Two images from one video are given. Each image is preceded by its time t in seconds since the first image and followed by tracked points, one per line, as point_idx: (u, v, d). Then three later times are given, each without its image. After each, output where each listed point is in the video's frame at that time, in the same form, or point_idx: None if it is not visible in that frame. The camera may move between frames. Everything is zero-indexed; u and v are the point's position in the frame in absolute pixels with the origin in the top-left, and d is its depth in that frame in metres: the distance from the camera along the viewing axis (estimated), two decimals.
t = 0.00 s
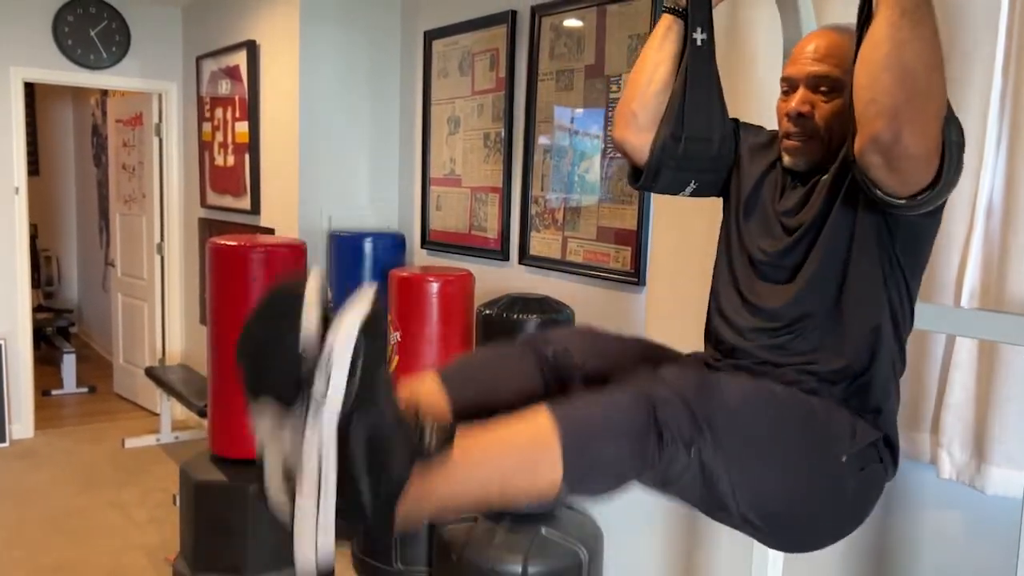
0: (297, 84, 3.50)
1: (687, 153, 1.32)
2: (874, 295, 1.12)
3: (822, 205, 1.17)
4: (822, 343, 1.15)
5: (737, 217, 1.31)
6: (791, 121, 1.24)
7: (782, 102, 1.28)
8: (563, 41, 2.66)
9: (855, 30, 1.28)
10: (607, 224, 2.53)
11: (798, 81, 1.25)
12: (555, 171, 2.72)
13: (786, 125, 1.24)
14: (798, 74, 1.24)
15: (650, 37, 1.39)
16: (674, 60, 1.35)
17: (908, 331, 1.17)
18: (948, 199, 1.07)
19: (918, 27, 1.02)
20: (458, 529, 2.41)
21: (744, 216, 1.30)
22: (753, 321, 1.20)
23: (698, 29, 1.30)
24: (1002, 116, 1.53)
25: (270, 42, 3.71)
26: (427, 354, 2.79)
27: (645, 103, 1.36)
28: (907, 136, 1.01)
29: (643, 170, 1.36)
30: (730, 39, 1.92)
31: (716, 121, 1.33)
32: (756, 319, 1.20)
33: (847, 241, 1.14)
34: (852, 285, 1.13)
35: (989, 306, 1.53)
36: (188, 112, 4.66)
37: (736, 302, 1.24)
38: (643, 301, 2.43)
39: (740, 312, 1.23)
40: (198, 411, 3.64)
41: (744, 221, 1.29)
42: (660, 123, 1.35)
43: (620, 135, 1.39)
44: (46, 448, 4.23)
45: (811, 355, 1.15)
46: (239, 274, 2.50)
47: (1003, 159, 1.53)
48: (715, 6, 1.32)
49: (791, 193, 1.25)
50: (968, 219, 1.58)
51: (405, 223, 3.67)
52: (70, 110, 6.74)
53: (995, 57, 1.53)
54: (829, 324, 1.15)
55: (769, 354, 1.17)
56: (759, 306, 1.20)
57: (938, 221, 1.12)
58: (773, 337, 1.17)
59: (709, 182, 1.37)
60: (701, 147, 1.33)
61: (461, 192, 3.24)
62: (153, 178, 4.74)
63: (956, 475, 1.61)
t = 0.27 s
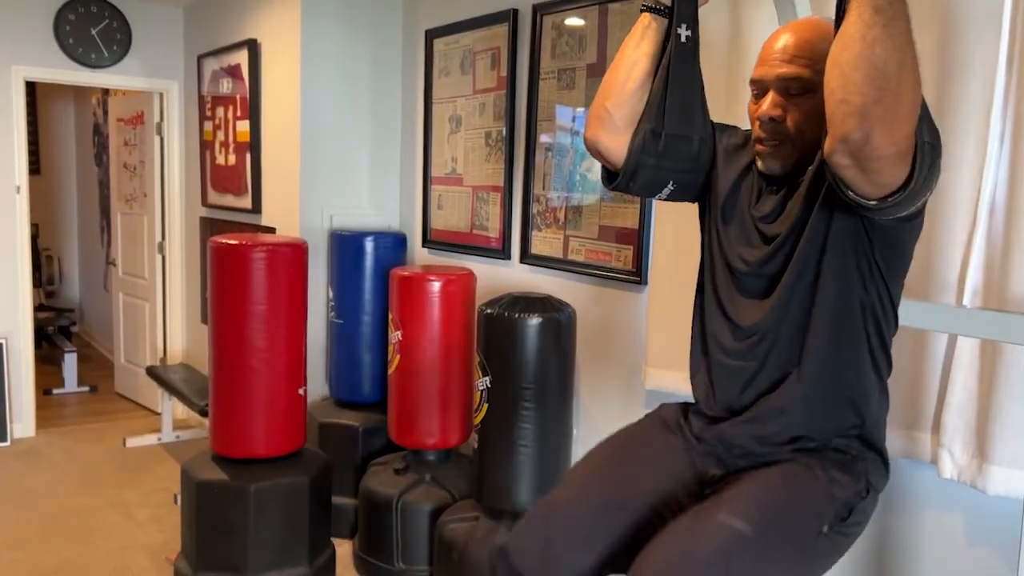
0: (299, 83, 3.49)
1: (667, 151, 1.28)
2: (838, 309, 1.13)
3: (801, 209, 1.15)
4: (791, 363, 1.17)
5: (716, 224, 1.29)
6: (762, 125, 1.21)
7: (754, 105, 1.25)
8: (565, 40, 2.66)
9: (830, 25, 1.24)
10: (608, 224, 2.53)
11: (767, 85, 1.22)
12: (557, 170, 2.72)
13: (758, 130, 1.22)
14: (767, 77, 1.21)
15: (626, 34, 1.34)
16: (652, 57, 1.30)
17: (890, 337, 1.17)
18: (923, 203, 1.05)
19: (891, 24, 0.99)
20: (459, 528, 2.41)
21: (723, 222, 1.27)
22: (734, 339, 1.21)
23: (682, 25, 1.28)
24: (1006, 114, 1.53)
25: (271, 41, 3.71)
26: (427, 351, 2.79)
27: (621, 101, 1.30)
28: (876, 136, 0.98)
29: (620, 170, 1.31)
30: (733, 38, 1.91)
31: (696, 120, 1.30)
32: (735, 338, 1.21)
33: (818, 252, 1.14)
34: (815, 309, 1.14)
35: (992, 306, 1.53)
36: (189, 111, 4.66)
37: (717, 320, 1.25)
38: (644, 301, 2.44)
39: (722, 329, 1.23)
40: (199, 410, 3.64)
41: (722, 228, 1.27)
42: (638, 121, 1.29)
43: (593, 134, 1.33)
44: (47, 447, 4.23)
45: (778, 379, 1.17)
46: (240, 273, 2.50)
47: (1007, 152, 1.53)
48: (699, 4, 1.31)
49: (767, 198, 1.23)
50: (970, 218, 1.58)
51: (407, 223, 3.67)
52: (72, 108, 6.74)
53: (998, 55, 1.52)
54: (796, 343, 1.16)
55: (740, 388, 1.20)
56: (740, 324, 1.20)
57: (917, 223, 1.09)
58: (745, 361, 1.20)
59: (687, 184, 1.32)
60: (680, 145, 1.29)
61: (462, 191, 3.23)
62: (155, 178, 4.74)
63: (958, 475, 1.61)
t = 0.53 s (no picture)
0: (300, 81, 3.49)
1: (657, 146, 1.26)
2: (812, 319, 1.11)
3: (790, 202, 1.13)
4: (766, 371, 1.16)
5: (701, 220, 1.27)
6: (749, 125, 1.20)
7: (742, 107, 1.24)
8: (568, 37, 2.65)
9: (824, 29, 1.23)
10: (611, 222, 2.52)
11: (754, 86, 1.21)
12: (559, 169, 2.71)
13: (744, 131, 1.20)
14: (754, 77, 1.20)
15: (626, 25, 1.31)
16: (649, 51, 1.27)
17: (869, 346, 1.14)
18: (914, 200, 1.03)
19: (892, 13, 0.97)
20: (461, 527, 2.41)
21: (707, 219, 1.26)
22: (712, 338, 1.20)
23: (682, 21, 1.24)
24: (1012, 112, 1.52)
25: (273, 39, 3.70)
26: (429, 350, 2.79)
27: (613, 91, 1.27)
28: (870, 125, 0.96)
29: (608, 161, 1.29)
30: (736, 36, 1.91)
31: (688, 116, 1.28)
32: (713, 337, 1.20)
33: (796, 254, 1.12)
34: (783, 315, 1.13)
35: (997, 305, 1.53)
36: (191, 109, 4.65)
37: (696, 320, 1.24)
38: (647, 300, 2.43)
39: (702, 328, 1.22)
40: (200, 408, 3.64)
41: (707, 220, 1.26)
42: (629, 114, 1.27)
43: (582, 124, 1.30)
44: (49, 445, 4.23)
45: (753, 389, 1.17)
46: (240, 270, 2.50)
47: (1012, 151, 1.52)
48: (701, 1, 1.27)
49: (753, 194, 1.21)
50: (975, 217, 1.57)
51: (409, 221, 3.67)
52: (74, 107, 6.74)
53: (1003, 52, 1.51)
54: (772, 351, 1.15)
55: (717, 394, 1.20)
56: (718, 321, 1.19)
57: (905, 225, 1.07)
58: (720, 362, 1.19)
59: (675, 180, 1.31)
60: (671, 141, 1.27)
61: (464, 189, 3.23)
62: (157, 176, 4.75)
63: (962, 474, 1.61)
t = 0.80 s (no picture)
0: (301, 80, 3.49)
1: (645, 141, 1.26)
2: (792, 322, 1.12)
3: (772, 196, 1.14)
4: (743, 372, 1.17)
5: (684, 219, 1.28)
6: (736, 123, 1.21)
7: (730, 103, 1.24)
8: (569, 37, 2.65)
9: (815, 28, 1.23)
10: (612, 221, 2.52)
11: (744, 82, 1.20)
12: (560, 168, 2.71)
13: (733, 127, 1.21)
14: (743, 73, 1.20)
15: (621, 21, 1.31)
16: (642, 48, 1.28)
17: (845, 349, 1.16)
18: (890, 201, 1.03)
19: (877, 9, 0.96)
20: (463, 526, 2.41)
21: (689, 218, 1.26)
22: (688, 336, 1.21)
23: (676, 19, 1.25)
24: (1014, 111, 1.50)
25: (274, 38, 3.70)
26: (430, 349, 2.78)
27: (604, 85, 1.28)
28: (848, 116, 0.96)
29: (595, 155, 1.28)
30: (738, 35, 1.90)
31: (677, 115, 1.28)
32: (689, 334, 1.21)
33: (781, 254, 1.13)
34: (772, 319, 1.14)
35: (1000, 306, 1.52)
36: (192, 108, 4.65)
37: (673, 318, 1.25)
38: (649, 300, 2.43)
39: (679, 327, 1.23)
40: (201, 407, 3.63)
41: (688, 219, 1.27)
42: (619, 109, 1.27)
43: (573, 116, 1.30)
44: (50, 444, 4.23)
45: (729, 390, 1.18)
46: (242, 269, 2.50)
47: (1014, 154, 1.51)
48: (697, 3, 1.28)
49: (736, 192, 1.22)
50: (977, 217, 1.57)
51: (410, 220, 3.66)
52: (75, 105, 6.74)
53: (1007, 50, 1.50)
54: (748, 352, 1.16)
55: (692, 394, 1.21)
56: (693, 317, 1.20)
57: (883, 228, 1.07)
58: (694, 360, 1.20)
59: (661, 178, 1.30)
60: (658, 137, 1.27)
61: (465, 188, 3.22)
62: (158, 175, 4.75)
63: (965, 473, 1.61)
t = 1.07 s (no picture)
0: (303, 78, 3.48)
1: (655, 141, 1.25)
2: (802, 321, 1.13)
3: (781, 194, 1.14)
4: (752, 370, 1.17)
5: (692, 216, 1.28)
6: (742, 121, 1.20)
7: (734, 102, 1.24)
8: (571, 35, 2.65)
9: (819, 25, 1.22)
10: (614, 220, 2.52)
11: (747, 80, 1.20)
12: (561, 167, 2.71)
13: (738, 125, 1.21)
14: (747, 71, 1.20)
15: (631, 19, 1.30)
16: (652, 46, 1.26)
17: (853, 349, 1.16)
18: (904, 199, 1.02)
19: (894, 7, 0.96)
20: (464, 525, 2.41)
21: (698, 216, 1.27)
22: (696, 334, 1.22)
23: (686, 18, 1.24)
24: (1018, 108, 1.50)
25: (274, 36, 3.70)
26: (430, 347, 2.78)
27: (614, 83, 1.27)
28: (867, 114, 0.95)
29: (604, 154, 1.28)
30: (739, 34, 1.90)
31: (686, 114, 1.28)
32: (697, 330, 1.22)
33: (792, 252, 1.13)
34: (784, 319, 1.14)
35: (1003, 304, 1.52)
36: (193, 107, 4.64)
37: (682, 316, 1.25)
38: (650, 299, 2.42)
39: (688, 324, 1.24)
40: (202, 406, 3.63)
41: (697, 218, 1.27)
42: (629, 108, 1.26)
43: (582, 113, 1.29)
44: (50, 443, 4.23)
45: (738, 388, 1.18)
46: (244, 269, 2.49)
47: (1018, 150, 1.50)
48: None
49: (744, 189, 1.22)
50: (980, 215, 1.56)
51: (411, 219, 3.66)
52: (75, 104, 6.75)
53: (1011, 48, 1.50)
54: (757, 350, 1.17)
55: (699, 392, 1.22)
56: (701, 313, 1.21)
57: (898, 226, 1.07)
58: (702, 357, 1.20)
59: (670, 176, 1.30)
60: (669, 136, 1.27)
61: (466, 187, 3.22)
62: (159, 173, 4.75)
63: (968, 472, 1.61)
